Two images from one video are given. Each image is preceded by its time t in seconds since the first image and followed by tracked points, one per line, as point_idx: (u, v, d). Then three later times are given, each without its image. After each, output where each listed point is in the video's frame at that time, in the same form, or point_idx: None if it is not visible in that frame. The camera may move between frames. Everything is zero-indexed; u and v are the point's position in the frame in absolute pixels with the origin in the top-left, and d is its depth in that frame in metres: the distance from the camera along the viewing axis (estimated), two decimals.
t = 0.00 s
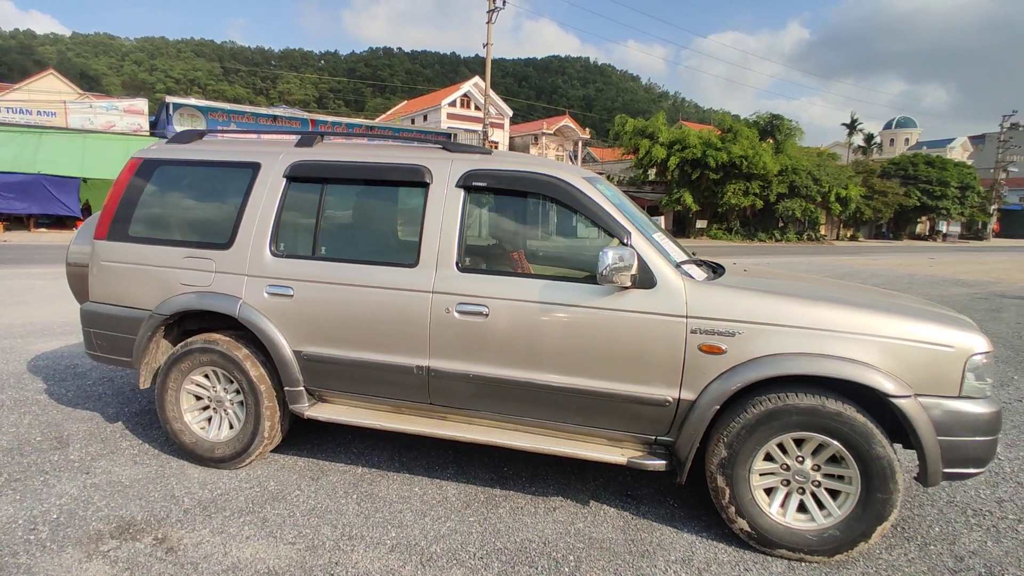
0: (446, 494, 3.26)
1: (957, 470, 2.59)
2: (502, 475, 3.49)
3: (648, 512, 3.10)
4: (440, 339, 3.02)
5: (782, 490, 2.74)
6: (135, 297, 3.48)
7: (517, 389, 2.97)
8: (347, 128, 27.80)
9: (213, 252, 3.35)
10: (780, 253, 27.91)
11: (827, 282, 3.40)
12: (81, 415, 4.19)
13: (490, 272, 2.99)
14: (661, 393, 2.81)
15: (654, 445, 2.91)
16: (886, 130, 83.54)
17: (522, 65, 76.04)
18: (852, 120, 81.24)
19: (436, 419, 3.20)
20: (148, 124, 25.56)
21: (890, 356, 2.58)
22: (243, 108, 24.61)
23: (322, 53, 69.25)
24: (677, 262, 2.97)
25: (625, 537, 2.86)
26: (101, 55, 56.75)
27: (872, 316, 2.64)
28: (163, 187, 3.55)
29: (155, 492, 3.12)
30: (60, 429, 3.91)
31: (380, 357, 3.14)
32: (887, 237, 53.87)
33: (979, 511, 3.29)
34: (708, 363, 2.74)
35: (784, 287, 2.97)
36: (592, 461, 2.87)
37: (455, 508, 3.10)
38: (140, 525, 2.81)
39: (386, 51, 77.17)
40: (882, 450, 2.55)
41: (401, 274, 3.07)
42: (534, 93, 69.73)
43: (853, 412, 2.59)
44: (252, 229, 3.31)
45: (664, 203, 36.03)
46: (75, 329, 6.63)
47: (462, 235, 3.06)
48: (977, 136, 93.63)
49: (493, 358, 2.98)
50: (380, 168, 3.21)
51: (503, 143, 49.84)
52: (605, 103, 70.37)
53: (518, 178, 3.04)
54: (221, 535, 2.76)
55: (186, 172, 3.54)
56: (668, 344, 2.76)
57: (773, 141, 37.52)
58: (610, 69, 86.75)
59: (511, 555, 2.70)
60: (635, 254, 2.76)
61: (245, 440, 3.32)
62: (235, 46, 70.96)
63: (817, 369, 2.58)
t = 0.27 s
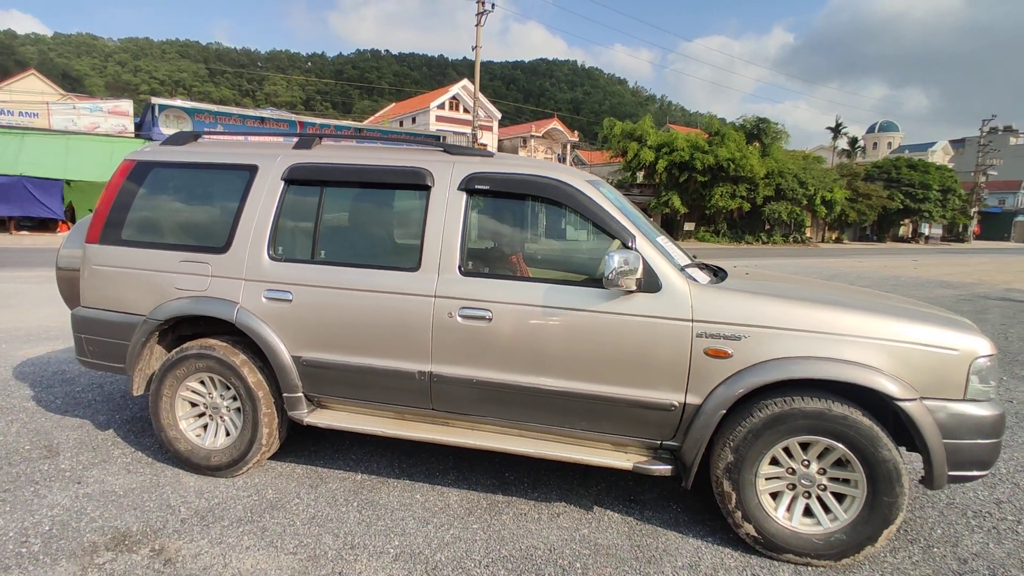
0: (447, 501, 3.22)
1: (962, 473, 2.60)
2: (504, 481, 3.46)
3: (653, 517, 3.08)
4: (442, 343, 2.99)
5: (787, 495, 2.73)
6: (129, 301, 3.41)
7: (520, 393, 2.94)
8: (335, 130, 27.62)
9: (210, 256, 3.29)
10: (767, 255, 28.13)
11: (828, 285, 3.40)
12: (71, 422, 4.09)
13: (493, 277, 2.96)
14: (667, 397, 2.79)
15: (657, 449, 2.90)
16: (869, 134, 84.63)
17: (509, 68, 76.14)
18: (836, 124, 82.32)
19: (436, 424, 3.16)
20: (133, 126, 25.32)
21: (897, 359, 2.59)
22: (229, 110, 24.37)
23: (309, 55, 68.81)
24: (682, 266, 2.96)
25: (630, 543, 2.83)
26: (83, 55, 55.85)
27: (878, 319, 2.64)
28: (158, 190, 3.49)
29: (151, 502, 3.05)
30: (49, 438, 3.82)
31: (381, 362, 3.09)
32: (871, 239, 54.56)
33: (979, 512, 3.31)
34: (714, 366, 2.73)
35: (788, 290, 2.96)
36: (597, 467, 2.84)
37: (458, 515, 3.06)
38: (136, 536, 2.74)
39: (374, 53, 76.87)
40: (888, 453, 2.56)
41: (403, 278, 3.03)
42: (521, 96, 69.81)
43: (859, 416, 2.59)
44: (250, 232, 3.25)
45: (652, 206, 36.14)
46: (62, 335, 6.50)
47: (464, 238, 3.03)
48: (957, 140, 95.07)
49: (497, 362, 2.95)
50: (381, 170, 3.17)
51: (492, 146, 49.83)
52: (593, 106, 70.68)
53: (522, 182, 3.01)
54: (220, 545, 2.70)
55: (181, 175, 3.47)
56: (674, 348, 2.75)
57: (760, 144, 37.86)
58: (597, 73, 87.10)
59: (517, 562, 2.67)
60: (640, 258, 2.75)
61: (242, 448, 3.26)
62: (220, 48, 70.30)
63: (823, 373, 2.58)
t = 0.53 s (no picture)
0: (452, 508, 3.16)
1: (973, 476, 2.60)
2: (509, 487, 3.41)
3: (661, 523, 3.05)
4: (448, 348, 2.94)
5: (798, 499, 2.72)
6: (124, 306, 3.32)
7: (528, 398, 2.90)
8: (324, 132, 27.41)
9: (208, 259, 3.21)
10: (755, 257, 28.32)
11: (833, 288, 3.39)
12: (61, 430, 3.99)
13: (500, 280, 2.92)
14: (677, 401, 2.77)
15: (667, 454, 2.87)
16: (853, 138, 85.68)
17: (497, 71, 76.16)
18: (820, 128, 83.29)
19: (442, 430, 3.11)
20: (117, 126, 25.12)
21: (908, 362, 2.58)
22: (217, 112, 24.11)
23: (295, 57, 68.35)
24: (691, 269, 2.94)
25: (641, 549, 2.80)
26: (63, 55, 54.97)
27: (889, 323, 2.63)
28: (154, 192, 3.41)
29: (148, 513, 2.97)
30: (39, 447, 3.71)
31: (385, 367, 3.04)
32: (855, 241, 55.19)
33: (983, 514, 3.31)
34: (725, 370, 2.70)
35: (797, 293, 2.95)
36: (607, 472, 2.81)
37: (464, 523, 3.01)
38: (135, 548, 2.67)
39: (361, 55, 76.54)
40: (900, 457, 2.55)
41: (408, 282, 2.98)
42: (509, 99, 69.86)
43: (871, 420, 2.58)
44: (250, 235, 3.18)
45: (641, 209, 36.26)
46: (48, 340, 6.35)
47: (471, 241, 2.98)
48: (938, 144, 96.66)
49: (504, 367, 2.91)
50: (385, 172, 3.11)
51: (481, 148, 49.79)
52: (580, 109, 70.90)
53: (529, 184, 2.98)
54: (223, 557, 2.63)
55: (178, 177, 3.39)
56: (684, 352, 2.72)
57: (747, 147, 38.16)
58: (585, 76, 87.41)
59: (527, 571, 2.62)
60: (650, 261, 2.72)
61: (242, 455, 3.19)
62: (205, 49, 69.59)
63: (835, 376, 2.57)
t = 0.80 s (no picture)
0: (457, 514, 3.13)
1: (980, 477, 2.61)
2: (513, 492, 3.39)
3: (668, 527, 3.04)
4: (455, 351, 2.91)
5: (807, 502, 2.72)
6: (121, 311, 3.25)
7: (535, 402, 2.88)
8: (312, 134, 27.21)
9: (208, 263, 3.16)
10: (742, 260, 28.51)
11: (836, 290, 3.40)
12: (53, 438, 3.90)
13: (506, 283, 2.90)
14: (686, 405, 2.76)
15: (675, 458, 2.86)
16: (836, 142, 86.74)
17: (485, 74, 76.21)
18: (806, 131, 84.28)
19: (447, 436, 3.07)
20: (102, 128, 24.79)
21: (916, 365, 2.59)
22: (204, 113, 23.94)
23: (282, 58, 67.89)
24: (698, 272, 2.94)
25: (649, 554, 2.78)
26: (45, 55, 54.10)
27: (896, 325, 2.65)
28: (151, 194, 3.35)
29: (147, 522, 2.91)
30: (30, 454, 3.62)
31: (389, 372, 3.00)
32: (840, 244, 55.82)
33: (985, 515, 3.34)
34: (734, 373, 2.70)
35: (802, 296, 2.96)
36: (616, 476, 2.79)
37: (470, 529, 2.98)
38: (135, 558, 2.61)
39: (348, 57, 76.15)
40: (908, 459, 2.56)
41: (414, 285, 2.95)
42: (498, 101, 69.92)
43: (879, 422, 2.58)
44: (252, 238, 3.13)
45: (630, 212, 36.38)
46: (35, 346, 6.22)
47: (477, 244, 2.96)
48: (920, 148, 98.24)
49: (511, 371, 2.88)
50: (390, 175, 3.08)
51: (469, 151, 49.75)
52: (568, 112, 71.09)
53: (536, 187, 2.96)
54: (226, 567, 2.58)
55: (176, 179, 3.34)
56: (693, 355, 2.71)
57: (734, 151, 38.48)
58: (572, 79, 87.74)
59: None
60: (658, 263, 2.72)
61: (243, 462, 3.13)
62: (190, 50, 68.89)
63: (844, 379, 2.57)
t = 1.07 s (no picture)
0: (460, 517, 3.13)
1: (976, 476, 2.66)
2: (515, 495, 3.39)
3: (670, 528, 3.05)
4: (458, 355, 2.91)
5: (807, 502, 2.75)
6: (117, 315, 3.21)
7: (538, 405, 2.89)
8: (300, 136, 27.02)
9: (207, 267, 3.13)
10: (729, 262, 28.70)
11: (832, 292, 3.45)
12: (45, 444, 3.83)
13: (509, 286, 2.91)
14: (689, 406, 2.78)
15: (678, 460, 2.88)
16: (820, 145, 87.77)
17: (472, 77, 76.21)
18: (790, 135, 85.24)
19: (449, 439, 3.07)
20: (86, 130, 24.45)
21: (914, 366, 2.63)
22: (190, 115, 23.73)
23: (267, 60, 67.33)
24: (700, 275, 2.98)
25: (653, 555, 2.80)
26: (23, 55, 53.10)
27: (894, 327, 2.69)
28: (148, 197, 3.31)
29: (146, 529, 2.87)
30: (22, 461, 3.56)
31: (392, 375, 3.00)
32: (824, 246, 56.43)
33: (978, 513, 3.40)
34: (737, 375, 2.73)
35: (802, 298, 3.00)
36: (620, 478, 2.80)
37: (474, 532, 2.98)
38: (136, 566, 2.57)
39: (335, 59, 75.77)
40: (907, 459, 2.60)
41: (416, 288, 2.95)
42: (485, 104, 69.90)
43: (879, 423, 2.62)
44: (252, 241, 3.11)
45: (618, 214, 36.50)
46: (21, 351, 6.11)
47: (480, 247, 2.96)
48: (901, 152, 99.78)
49: (514, 374, 2.89)
50: (391, 178, 3.07)
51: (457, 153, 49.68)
52: (555, 115, 71.29)
53: (539, 190, 2.97)
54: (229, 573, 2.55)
55: (173, 181, 3.31)
56: (696, 358, 2.74)
57: (720, 154, 38.80)
58: (559, 83, 88.02)
59: None
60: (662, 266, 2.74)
61: (243, 467, 3.11)
62: (174, 51, 68.06)
63: (845, 380, 2.61)
